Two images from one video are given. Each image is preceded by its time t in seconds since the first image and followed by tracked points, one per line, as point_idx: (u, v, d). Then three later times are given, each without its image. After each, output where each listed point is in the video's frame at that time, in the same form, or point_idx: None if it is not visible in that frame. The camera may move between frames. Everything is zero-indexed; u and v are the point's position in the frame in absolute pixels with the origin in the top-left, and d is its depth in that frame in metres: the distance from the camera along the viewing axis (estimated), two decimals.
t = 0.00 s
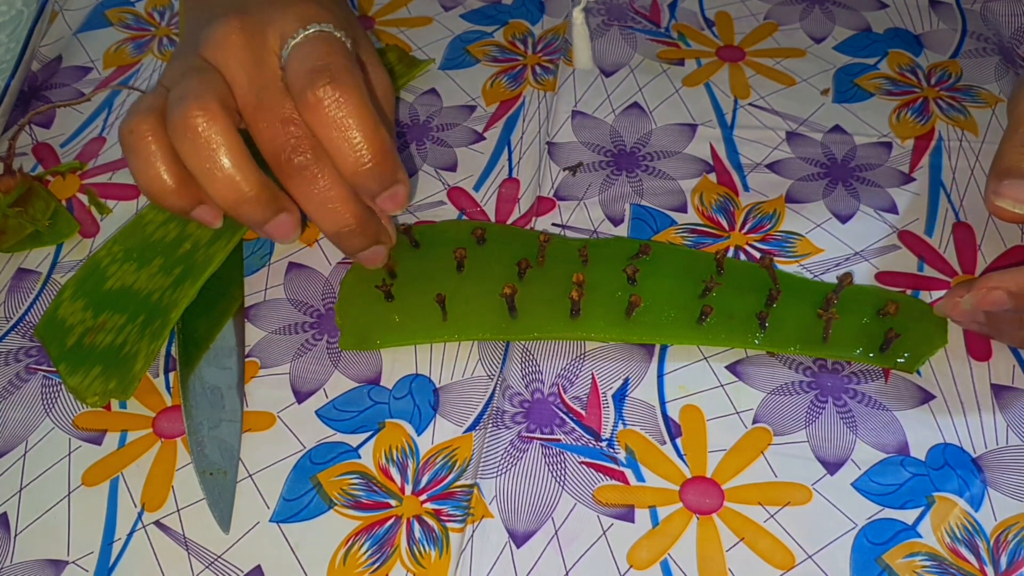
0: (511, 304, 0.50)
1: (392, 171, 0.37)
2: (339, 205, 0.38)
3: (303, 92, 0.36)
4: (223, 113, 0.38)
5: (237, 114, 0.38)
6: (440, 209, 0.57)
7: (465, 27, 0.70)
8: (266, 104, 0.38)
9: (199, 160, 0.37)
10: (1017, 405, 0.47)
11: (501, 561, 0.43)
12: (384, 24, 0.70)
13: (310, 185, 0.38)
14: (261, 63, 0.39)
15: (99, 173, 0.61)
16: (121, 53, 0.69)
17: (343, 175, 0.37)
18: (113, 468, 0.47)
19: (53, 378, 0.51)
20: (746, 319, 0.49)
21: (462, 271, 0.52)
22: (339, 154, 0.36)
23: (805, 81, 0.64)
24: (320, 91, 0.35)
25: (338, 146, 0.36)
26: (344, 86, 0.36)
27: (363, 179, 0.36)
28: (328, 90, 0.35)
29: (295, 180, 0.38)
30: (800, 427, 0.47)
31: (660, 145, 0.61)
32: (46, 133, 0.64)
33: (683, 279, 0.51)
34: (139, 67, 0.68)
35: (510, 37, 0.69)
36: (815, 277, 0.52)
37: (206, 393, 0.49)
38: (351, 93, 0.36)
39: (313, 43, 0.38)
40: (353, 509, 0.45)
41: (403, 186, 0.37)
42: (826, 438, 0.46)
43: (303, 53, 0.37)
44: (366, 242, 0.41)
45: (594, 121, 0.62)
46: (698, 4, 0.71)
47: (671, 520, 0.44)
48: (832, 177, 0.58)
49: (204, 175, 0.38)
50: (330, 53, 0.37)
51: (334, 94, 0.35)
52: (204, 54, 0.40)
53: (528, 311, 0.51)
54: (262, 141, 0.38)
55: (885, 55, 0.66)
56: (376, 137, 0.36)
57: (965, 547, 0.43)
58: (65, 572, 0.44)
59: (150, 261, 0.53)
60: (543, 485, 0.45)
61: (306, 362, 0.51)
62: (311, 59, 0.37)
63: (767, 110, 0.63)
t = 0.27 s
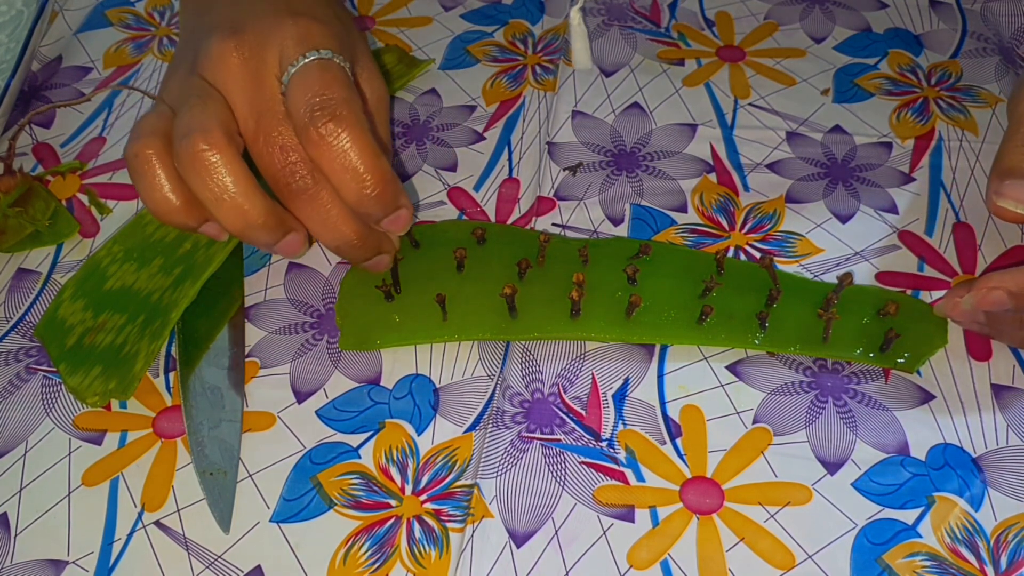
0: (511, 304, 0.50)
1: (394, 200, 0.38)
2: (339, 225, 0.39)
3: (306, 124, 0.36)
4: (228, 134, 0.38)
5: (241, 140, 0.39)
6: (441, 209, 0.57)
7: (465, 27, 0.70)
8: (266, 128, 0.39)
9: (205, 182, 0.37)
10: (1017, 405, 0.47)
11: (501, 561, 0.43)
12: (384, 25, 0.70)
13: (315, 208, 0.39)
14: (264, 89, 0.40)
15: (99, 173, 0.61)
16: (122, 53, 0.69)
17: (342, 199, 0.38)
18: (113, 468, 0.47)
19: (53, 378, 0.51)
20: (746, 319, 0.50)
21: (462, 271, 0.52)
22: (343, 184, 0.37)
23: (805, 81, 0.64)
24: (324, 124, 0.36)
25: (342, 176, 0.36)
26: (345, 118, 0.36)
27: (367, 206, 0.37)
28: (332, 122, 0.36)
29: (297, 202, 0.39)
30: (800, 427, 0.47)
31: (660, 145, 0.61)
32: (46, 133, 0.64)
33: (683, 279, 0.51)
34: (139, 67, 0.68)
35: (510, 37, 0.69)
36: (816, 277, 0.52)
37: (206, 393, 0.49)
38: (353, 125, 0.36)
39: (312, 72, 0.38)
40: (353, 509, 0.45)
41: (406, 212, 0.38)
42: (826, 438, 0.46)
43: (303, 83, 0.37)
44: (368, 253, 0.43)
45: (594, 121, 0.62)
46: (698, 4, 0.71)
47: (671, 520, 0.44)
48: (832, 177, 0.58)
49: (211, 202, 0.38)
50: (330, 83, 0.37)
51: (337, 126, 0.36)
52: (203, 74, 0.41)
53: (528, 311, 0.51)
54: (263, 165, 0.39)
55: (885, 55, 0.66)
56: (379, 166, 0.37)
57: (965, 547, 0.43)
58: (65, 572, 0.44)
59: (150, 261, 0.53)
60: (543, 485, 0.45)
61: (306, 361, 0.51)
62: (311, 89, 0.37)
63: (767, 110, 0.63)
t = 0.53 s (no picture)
0: (511, 304, 0.50)
1: (403, 200, 0.38)
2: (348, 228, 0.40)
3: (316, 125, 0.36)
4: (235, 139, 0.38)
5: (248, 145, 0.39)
6: (440, 209, 0.57)
7: (465, 27, 0.70)
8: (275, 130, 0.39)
9: (217, 189, 0.37)
10: (1017, 405, 0.47)
11: (501, 561, 0.43)
12: (384, 25, 0.70)
13: (324, 209, 0.39)
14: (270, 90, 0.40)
15: (99, 173, 0.61)
16: (122, 53, 0.69)
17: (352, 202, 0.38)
18: (113, 468, 0.47)
19: (53, 378, 0.51)
20: (746, 319, 0.49)
21: (462, 271, 0.52)
22: (351, 184, 0.37)
23: (805, 81, 0.64)
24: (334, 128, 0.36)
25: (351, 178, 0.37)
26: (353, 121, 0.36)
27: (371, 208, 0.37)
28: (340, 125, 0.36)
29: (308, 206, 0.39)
30: (800, 427, 0.47)
31: (660, 145, 0.61)
32: (46, 133, 0.64)
33: (683, 279, 0.51)
34: (139, 67, 0.68)
35: (510, 37, 0.69)
36: (815, 277, 0.52)
37: (206, 393, 0.49)
38: (361, 125, 0.36)
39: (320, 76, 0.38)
40: (353, 509, 0.45)
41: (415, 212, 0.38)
42: (826, 438, 0.46)
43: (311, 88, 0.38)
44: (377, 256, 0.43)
45: (594, 121, 0.62)
46: (698, 4, 0.71)
47: (671, 520, 0.44)
48: (832, 177, 0.58)
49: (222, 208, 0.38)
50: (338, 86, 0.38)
51: (346, 129, 0.36)
52: (209, 74, 0.41)
53: (528, 311, 0.51)
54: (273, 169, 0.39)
55: (885, 55, 0.66)
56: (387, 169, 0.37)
57: (965, 547, 0.43)
58: (65, 572, 0.44)
59: (150, 261, 0.53)
60: (543, 486, 0.45)
61: (306, 361, 0.51)
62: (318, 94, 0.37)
63: (767, 110, 0.63)
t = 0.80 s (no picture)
0: (511, 304, 0.50)
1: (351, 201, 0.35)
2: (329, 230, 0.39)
3: (249, 127, 0.34)
4: (190, 146, 0.36)
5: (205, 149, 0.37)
6: (440, 209, 0.57)
7: (464, 27, 0.70)
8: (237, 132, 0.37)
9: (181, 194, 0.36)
10: (1017, 405, 0.47)
11: (501, 561, 0.43)
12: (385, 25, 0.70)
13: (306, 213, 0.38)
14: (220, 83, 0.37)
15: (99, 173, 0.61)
16: (121, 53, 0.69)
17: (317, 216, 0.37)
18: (113, 468, 0.47)
19: (53, 378, 0.51)
20: (746, 319, 0.49)
21: (462, 271, 0.52)
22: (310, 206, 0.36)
23: (805, 81, 0.64)
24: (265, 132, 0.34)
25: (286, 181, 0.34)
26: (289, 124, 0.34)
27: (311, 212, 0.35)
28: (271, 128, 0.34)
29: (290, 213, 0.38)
30: (800, 427, 0.47)
31: (660, 145, 0.61)
32: (46, 133, 0.64)
33: (683, 279, 0.51)
34: (139, 67, 0.68)
35: (510, 37, 0.69)
36: (815, 277, 0.52)
37: (207, 394, 0.49)
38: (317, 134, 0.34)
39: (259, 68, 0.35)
40: (353, 509, 0.45)
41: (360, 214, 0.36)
42: (826, 438, 0.46)
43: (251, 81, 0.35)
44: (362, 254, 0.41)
45: (594, 121, 0.62)
46: (698, 4, 0.71)
47: (671, 520, 0.44)
48: (832, 178, 0.58)
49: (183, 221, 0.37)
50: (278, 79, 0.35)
51: (276, 132, 0.33)
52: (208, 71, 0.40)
53: (528, 312, 0.50)
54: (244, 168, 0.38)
55: (885, 55, 0.66)
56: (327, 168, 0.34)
57: (965, 547, 0.43)
58: (65, 572, 0.44)
59: (150, 261, 0.53)
60: (543, 485, 0.45)
61: (306, 361, 0.51)
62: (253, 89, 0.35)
63: (767, 110, 0.63)
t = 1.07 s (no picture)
0: (511, 304, 0.50)
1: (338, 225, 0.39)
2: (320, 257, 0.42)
3: (266, 164, 0.38)
4: (205, 164, 0.40)
5: (219, 170, 0.41)
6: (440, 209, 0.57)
7: (464, 27, 0.70)
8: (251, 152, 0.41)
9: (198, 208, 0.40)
10: (1017, 405, 0.47)
11: (501, 561, 0.43)
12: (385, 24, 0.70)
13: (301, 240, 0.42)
14: (246, 109, 0.40)
15: (99, 174, 0.61)
16: (122, 53, 0.69)
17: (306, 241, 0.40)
18: (113, 468, 0.47)
19: (53, 378, 0.51)
20: (746, 319, 0.49)
21: (462, 271, 0.52)
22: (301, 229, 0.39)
23: (805, 81, 0.64)
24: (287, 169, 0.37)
25: (296, 216, 0.38)
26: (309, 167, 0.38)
27: (318, 245, 0.40)
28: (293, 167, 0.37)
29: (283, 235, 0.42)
30: (799, 427, 0.47)
31: (660, 145, 0.61)
32: (46, 133, 0.64)
33: (683, 279, 0.51)
34: (139, 67, 0.68)
35: (510, 37, 0.69)
36: (815, 277, 0.52)
37: (206, 393, 0.49)
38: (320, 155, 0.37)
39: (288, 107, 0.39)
40: (353, 509, 0.45)
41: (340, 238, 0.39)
42: (826, 438, 0.46)
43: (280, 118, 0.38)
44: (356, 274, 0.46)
45: (594, 121, 0.62)
46: (698, 4, 0.71)
47: (671, 520, 0.44)
48: (832, 177, 0.58)
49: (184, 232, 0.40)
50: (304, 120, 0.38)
51: (295, 175, 0.37)
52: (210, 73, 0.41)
53: (528, 311, 0.50)
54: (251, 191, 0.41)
55: (885, 55, 0.66)
56: (338, 210, 0.39)
57: (965, 547, 0.43)
58: (65, 572, 0.44)
59: (150, 260, 0.53)
60: (543, 485, 0.45)
61: (306, 362, 0.51)
62: (280, 129, 0.38)
63: (767, 110, 0.63)
